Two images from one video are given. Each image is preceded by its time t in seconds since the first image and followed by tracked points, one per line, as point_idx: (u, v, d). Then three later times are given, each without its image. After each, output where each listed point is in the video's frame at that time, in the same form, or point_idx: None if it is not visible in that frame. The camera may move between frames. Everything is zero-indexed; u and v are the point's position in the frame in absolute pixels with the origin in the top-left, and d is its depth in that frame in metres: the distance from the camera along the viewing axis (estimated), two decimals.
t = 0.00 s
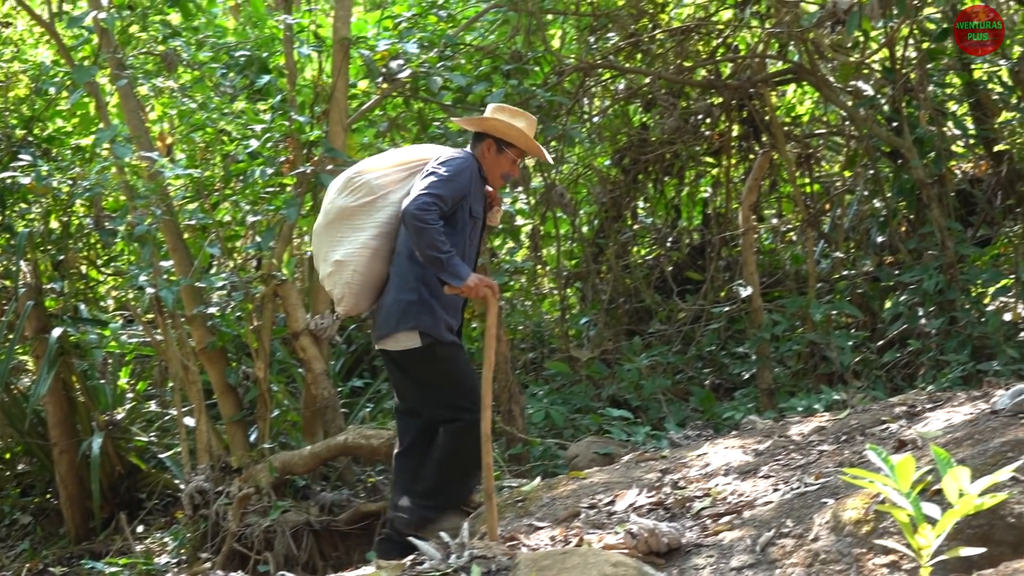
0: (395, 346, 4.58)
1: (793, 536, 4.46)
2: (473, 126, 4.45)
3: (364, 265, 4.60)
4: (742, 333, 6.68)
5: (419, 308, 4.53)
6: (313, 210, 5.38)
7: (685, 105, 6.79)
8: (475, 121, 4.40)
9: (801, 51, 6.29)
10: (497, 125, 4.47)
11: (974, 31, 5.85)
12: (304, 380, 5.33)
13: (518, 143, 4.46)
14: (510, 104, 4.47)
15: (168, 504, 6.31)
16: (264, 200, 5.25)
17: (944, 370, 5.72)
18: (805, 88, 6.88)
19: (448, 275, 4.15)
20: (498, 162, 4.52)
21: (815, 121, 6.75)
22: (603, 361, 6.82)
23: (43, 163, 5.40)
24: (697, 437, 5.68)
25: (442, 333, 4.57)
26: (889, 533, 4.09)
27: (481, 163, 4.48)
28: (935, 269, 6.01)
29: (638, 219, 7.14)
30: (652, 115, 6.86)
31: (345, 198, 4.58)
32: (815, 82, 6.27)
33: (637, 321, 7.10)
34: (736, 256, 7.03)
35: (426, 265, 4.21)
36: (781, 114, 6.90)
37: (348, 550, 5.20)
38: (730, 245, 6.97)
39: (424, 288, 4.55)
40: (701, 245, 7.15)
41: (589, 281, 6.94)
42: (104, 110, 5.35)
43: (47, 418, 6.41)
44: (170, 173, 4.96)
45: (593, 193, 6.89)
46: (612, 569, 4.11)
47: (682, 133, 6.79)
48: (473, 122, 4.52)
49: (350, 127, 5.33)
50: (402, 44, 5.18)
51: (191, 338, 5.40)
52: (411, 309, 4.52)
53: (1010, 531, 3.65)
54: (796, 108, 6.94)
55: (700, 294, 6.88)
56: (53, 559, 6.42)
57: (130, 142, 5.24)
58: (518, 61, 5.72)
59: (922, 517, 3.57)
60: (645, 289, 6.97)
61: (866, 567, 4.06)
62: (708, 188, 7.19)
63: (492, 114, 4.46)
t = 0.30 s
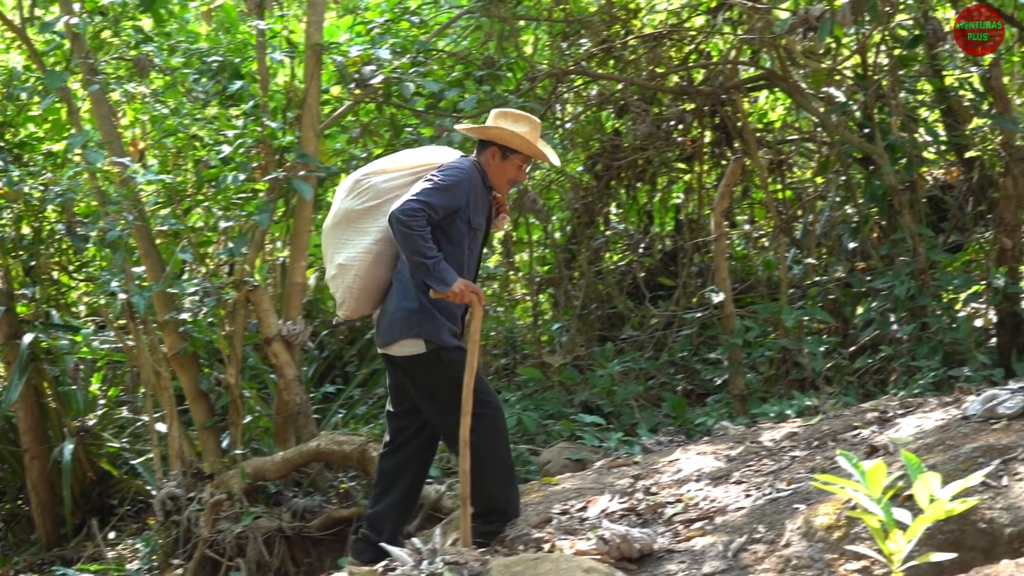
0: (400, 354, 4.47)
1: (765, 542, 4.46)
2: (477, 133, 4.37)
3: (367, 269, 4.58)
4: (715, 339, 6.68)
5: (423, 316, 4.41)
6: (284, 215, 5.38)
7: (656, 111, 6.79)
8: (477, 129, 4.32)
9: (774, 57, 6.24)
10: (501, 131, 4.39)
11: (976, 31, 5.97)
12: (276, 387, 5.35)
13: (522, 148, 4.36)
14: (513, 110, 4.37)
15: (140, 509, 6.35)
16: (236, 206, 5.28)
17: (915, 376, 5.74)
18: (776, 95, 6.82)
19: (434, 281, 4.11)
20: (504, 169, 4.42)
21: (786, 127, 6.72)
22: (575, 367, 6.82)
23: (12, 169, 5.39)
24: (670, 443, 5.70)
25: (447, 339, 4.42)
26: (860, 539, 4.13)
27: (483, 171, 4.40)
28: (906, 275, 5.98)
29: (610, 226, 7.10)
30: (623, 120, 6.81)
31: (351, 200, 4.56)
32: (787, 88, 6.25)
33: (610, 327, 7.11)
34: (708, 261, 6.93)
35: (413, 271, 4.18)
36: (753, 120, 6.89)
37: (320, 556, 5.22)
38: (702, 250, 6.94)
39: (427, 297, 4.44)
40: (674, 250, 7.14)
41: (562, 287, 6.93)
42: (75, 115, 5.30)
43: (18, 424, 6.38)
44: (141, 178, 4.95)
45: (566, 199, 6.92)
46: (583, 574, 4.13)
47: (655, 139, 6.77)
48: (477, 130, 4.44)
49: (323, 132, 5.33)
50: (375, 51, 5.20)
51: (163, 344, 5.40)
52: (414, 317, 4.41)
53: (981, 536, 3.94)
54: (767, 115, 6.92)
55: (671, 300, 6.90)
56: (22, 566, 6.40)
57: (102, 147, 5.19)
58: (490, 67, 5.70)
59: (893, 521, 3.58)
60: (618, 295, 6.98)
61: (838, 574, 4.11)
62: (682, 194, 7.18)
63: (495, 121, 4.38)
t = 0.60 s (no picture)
0: (394, 342, 4.46)
1: (731, 546, 4.47)
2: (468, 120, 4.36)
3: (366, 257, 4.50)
4: (680, 344, 6.69)
5: (422, 310, 4.38)
6: (249, 219, 5.37)
7: (623, 116, 6.79)
8: (470, 116, 4.31)
9: (739, 62, 6.31)
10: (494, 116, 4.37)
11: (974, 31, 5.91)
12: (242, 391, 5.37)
13: (517, 131, 4.35)
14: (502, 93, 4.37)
15: (105, 515, 6.38)
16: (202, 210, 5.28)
17: (880, 380, 5.77)
18: (742, 100, 6.85)
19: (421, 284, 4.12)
20: (501, 153, 4.40)
21: (752, 132, 6.75)
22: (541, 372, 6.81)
23: None
24: (636, 447, 5.71)
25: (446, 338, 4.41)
26: (825, 543, 4.16)
27: (482, 159, 4.35)
28: (871, 280, 6.01)
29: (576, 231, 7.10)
30: (590, 125, 6.83)
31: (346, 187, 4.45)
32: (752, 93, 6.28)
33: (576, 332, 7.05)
34: (673, 266, 6.98)
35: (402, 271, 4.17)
36: (719, 125, 6.87)
37: (285, 561, 5.28)
38: (667, 255, 6.95)
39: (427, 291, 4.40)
40: (639, 254, 7.11)
41: (527, 291, 6.93)
42: (39, 119, 5.29)
43: None
44: (107, 182, 4.92)
45: (532, 204, 6.91)
46: None
47: (621, 144, 6.79)
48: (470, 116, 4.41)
49: (288, 137, 5.36)
50: (341, 54, 5.21)
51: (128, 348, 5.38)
52: (414, 310, 4.38)
53: (945, 540, 4.14)
54: (733, 120, 6.92)
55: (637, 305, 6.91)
56: None
57: (67, 152, 5.14)
58: (456, 72, 5.71)
59: (857, 525, 3.72)
60: (583, 300, 6.96)
61: None
62: (647, 199, 7.13)
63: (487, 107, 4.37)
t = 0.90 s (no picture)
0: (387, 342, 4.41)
1: (695, 550, 4.49)
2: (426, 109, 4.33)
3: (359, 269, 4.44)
4: (646, 347, 6.70)
5: (416, 310, 4.34)
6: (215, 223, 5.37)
7: (588, 120, 6.82)
8: (426, 102, 4.26)
9: (704, 67, 6.29)
10: (449, 97, 4.33)
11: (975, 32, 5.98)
12: (207, 396, 5.35)
13: (475, 105, 4.31)
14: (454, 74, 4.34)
15: (69, 520, 6.37)
16: (168, 215, 5.26)
17: (845, 385, 5.80)
18: (707, 104, 6.83)
19: (413, 291, 4.10)
20: (466, 131, 4.35)
21: (717, 137, 6.78)
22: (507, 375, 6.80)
23: None
24: (601, 451, 5.75)
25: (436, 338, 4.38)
26: (790, 547, 4.16)
27: (450, 145, 4.29)
28: (836, 284, 6.01)
29: (542, 235, 7.09)
30: (555, 130, 6.82)
31: (324, 204, 4.37)
32: (718, 98, 6.30)
33: (541, 336, 7.07)
34: (638, 271, 6.99)
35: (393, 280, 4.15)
36: (685, 130, 6.90)
37: (251, 567, 5.33)
38: (632, 259, 6.97)
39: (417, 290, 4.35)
40: (605, 258, 7.11)
41: (493, 296, 6.88)
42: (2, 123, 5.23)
43: None
44: (71, 186, 4.90)
45: (497, 208, 6.88)
46: None
47: (586, 149, 6.81)
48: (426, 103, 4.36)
49: (253, 140, 5.31)
50: (306, 60, 5.23)
51: (93, 352, 5.36)
52: (406, 311, 4.34)
53: (910, 544, 4.15)
54: (699, 124, 6.93)
55: (603, 309, 6.93)
56: None
57: (30, 156, 5.10)
58: (422, 75, 5.74)
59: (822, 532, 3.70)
60: (549, 304, 6.97)
61: None
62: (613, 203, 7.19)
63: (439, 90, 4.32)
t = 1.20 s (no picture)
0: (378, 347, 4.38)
1: (665, 554, 4.47)
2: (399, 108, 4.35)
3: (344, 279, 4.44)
4: (615, 351, 6.70)
5: (407, 312, 4.33)
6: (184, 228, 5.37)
7: (558, 124, 6.79)
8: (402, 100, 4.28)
9: (674, 71, 6.27)
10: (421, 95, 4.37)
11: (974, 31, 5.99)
12: (176, 400, 5.36)
13: (449, 99, 4.36)
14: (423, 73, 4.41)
15: (36, 524, 6.38)
16: (136, 218, 5.24)
17: (814, 389, 5.83)
18: (676, 109, 6.87)
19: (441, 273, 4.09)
20: (440, 127, 4.40)
21: (687, 141, 6.79)
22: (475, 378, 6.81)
23: None
24: (570, 455, 5.80)
25: (425, 341, 4.37)
26: (759, 551, 4.13)
27: (424, 145, 4.33)
28: (805, 288, 6.03)
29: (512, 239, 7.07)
30: (525, 134, 6.77)
31: (304, 217, 4.37)
32: (689, 103, 6.29)
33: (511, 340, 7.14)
34: (608, 275, 7.02)
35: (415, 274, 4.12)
36: (654, 134, 6.90)
37: (219, 571, 5.33)
38: (602, 264, 6.99)
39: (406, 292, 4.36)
40: (575, 262, 7.17)
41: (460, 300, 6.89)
42: None
43: None
44: (40, 190, 4.86)
45: (466, 212, 6.82)
46: None
47: (555, 153, 6.77)
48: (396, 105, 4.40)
49: (222, 145, 5.31)
50: (274, 64, 5.23)
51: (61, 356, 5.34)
52: (396, 316, 4.34)
53: (878, 548, 4.16)
54: (668, 129, 6.94)
55: (573, 313, 6.93)
56: None
57: None
58: (391, 80, 5.77)
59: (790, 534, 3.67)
60: (518, 308, 7.00)
61: None
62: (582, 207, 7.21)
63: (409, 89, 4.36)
